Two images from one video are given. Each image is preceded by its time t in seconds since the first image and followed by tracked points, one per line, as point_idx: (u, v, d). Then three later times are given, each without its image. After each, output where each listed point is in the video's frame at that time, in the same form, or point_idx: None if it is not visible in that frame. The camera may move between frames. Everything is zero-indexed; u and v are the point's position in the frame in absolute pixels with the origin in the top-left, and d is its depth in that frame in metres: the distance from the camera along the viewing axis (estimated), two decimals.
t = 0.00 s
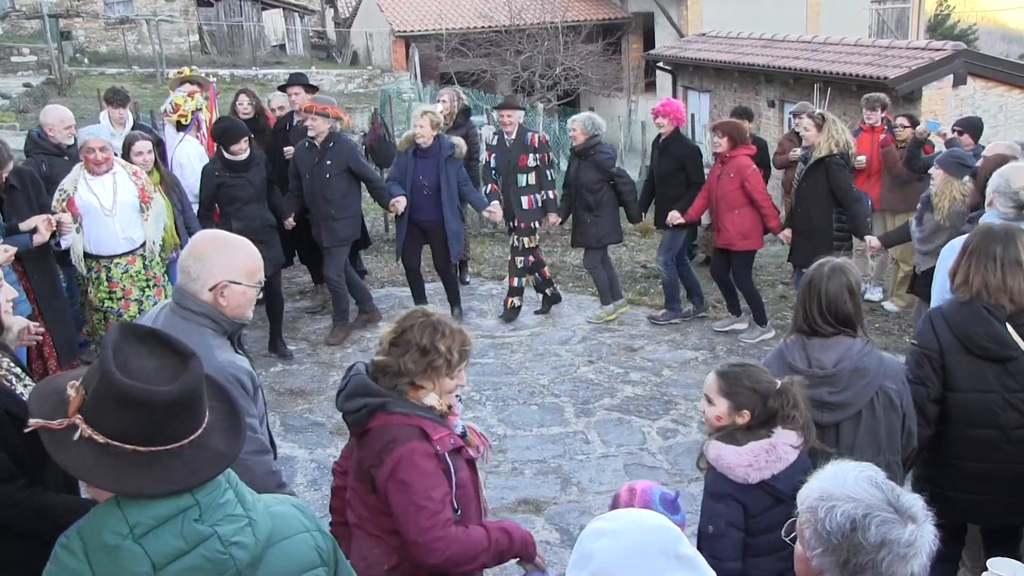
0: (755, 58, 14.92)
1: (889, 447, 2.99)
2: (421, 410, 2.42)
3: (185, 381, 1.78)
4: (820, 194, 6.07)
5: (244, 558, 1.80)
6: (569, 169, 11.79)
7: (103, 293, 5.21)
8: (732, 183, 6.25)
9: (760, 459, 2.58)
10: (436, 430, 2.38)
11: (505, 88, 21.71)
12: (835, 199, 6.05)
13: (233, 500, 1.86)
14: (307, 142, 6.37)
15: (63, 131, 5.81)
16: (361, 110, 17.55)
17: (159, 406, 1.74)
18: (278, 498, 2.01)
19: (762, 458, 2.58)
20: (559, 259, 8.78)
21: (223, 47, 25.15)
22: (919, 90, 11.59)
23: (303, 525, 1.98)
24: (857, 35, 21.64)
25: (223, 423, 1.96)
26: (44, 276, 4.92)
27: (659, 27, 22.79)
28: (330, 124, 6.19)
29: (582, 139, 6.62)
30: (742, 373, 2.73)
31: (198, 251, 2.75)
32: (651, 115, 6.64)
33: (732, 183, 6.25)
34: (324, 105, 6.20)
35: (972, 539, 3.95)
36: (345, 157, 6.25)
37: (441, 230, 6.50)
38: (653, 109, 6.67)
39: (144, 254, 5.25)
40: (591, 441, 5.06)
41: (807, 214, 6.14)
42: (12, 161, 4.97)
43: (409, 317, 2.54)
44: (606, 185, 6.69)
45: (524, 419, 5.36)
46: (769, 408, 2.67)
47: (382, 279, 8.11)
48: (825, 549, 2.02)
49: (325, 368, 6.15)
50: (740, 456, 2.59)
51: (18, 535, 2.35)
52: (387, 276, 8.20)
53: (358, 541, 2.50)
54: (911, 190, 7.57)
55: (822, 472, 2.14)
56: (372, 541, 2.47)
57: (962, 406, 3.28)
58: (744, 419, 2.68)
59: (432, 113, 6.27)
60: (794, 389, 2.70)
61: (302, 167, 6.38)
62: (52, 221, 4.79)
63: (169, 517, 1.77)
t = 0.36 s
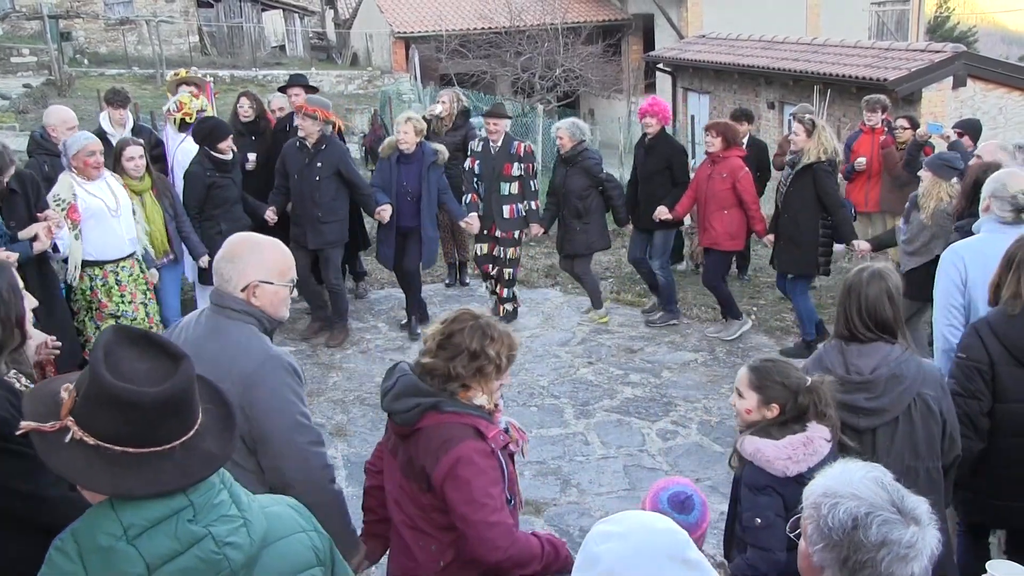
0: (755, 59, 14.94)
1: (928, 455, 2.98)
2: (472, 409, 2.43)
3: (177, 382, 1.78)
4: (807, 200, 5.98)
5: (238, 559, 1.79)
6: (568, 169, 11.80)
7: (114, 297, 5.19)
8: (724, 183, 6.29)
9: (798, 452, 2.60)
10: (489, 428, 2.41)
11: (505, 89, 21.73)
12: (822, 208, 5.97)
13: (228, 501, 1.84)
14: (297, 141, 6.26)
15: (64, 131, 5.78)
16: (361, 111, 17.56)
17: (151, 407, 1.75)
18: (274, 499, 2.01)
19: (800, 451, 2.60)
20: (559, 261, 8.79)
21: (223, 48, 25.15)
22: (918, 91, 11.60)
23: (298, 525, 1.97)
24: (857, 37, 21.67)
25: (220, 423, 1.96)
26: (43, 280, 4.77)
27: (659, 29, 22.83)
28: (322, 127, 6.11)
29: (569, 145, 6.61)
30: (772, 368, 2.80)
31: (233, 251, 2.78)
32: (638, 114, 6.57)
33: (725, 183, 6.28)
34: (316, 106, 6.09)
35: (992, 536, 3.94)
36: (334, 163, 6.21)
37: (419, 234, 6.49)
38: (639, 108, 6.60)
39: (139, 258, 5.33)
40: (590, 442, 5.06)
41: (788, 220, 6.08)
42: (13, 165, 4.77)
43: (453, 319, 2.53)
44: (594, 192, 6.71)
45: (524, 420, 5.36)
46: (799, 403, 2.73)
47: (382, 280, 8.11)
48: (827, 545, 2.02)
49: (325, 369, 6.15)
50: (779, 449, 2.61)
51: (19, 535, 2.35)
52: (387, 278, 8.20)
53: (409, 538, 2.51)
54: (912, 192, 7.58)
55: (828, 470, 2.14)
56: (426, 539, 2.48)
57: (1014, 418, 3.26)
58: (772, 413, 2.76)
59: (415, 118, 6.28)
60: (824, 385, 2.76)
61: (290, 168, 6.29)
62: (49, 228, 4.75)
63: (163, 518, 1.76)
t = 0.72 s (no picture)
0: (754, 60, 14.96)
1: (934, 442, 3.00)
2: (521, 405, 2.44)
3: (175, 383, 1.78)
4: (801, 199, 5.98)
5: (239, 558, 1.78)
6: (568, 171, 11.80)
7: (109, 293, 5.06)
8: (714, 184, 6.30)
9: (817, 466, 2.64)
10: (537, 425, 2.43)
11: (504, 91, 21.72)
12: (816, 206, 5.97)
13: (227, 500, 1.83)
14: (282, 142, 6.25)
15: (64, 130, 5.78)
16: (360, 113, 17.54)
17: (149, 409, 1.74)
18: (270, 498, 2.01)
19: (819, 465, 2.64)
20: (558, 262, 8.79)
21: (222, 49, 25.15)
22: (917, 92, 11.61)
23: (296, 523, 1.97)
24: (856, 38, 21.69)
25: (219, 423, 1.96)
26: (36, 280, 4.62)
27: (658, 30, 22.85)
28: (307, 126, 6.11)
29: (554, 143, 6.60)
30: (795, 388, 2.81)
31: (257, 247, 2.76)
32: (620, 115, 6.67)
33: (714, 184, 6.31)
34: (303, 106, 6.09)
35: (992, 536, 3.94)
36: (323, 162, 6.22)
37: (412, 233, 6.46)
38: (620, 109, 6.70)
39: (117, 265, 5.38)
40: (589, 443, 5.06)
41: (781, 217, 6.09)
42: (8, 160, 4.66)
43: (497, 313, 2.54)
44: (579, 190, 6.72)
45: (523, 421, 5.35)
46: (819, 423, 2.76)
47: (381, 281, 8.11)
48: (823, 550, 2.02)
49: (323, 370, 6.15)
50: (799, 466, 2.64)
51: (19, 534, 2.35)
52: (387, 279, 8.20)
53: (449, 533, 2.50)
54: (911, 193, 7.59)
55: (829, 475, 2.14)
56: (469, 537, 2.47)
57: None
58: (795, 431, 2.76)
59: (401, 117, 6.24)
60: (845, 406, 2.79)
61: (276, 167, 6.27)
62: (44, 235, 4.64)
63: (163, 518, 1.75)
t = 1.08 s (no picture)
0: (752, 61, 14.99)
1: (951, 432, 3.08)
2: (561, 400, 2.47)
3: (181, 383, 1.78)
4: (793, 194, 5.99)
5: (248, 556, 1.79)
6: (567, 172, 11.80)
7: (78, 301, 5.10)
8: (709, 183, 6.31)
9: (840, 442, 2.74)
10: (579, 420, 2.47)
11: (503, 91, 21.73)
12: (807, 204, 5.99)
13: (233, 500, 1.84)
14: (269, 146, 6.24)
15: (64, 132, 5.81)
16: (358, 114, 17.53)
17: (155, 409, 1.75)
18: (270, 498, 2.00)
19: (842, 442, 2.73)
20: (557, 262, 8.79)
21: (221, 50, 25.15)
22: (916, 92, 11.62)
23: (297, 523, 1.96)
24: (855, 38, 21.69)
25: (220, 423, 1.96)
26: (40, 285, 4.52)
27: (658, 30, 22.86)
28: (292, 131, 6.05)
29: (553, 144, 6.68)
30: (830, 358, 2.88)
31: (294, 257, 2.66)
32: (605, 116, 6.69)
33: (709, 182, 6.31)
34: (286, 110, 6.05)
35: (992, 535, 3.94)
36: (309, 164, 6.20)
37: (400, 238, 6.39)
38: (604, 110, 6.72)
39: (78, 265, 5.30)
40: (588, 443, 5.06)
41: (774, 214, 6.06)
42: None
43: (525, 307, 2.55)
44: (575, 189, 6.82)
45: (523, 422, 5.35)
46: (854, 397, 2.82)
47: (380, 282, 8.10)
48: (820, 557, 2.03)
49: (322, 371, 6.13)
50: (822, 439, 2.74)
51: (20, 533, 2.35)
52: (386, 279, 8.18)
53: (495, 535, 2.50)
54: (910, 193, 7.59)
55: (829, 481, 2.14)
56: (520, 537, 2.48)
57: (1015, 405, 3.27)
58: (828, 403, 2.83)
59: (388, 122, 6.18)
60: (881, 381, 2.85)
61: (262, 171, 6.26)
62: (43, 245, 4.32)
63: (173, 518, 1.75)
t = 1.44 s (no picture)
0: (752, 61, 14.99)
1: (971, 416, 3.16)
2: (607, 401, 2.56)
3: (190, 380, 1.79)
4: (788, 194, 5.97)
5: (260, 546, 1.79)
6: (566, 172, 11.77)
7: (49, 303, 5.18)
8: (704, 180, 6.37)
9: (837, 434, 2.81)
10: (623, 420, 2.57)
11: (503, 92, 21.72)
12: (800, 204, 5.97)
13: (240, 493, 1.85)
14: (254, 146, 6.18)
15: (59, 131, 5.77)
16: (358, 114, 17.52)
17: (166, 405, 1.74)
18: (268, 499, 1.98)
19: (840, 434, 2.81)
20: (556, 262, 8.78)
21: (221, 49, 25.11)
22: (915, 93, 11.62)
23: (293, 518, 1.94)
24: (854, 39, 21.67)
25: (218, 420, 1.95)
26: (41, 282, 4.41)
27: (657, 30, 22.85)
28: (279, 129, 6.00)
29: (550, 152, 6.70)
30: (833, 354, 2.93)
31: (334, 271, 2.58)
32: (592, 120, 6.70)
33: (704, 180, 6.37)
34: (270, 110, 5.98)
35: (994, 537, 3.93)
36: (293, 165, 6.11)
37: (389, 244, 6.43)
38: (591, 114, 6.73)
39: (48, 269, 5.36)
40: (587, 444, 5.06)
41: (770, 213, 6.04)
42: None
43: (564, 314, 2.64)
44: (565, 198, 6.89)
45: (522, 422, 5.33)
46: (854, 390, 2.89)
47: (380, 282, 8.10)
48: (831, 557, 2.02)
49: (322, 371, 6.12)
50: (818, 430, 2.83)
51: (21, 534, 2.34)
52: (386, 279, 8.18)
53: (548, 538, 2.56)
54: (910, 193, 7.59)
55: (839, 482, 2.14)
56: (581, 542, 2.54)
57: (997, 397, 3.27)
58: (828, 397, 2.91)
59: (380, 127, 6.14)
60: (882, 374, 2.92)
61: (247, 171, 6.17)
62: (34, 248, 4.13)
63: (187, 511, 1.74)
